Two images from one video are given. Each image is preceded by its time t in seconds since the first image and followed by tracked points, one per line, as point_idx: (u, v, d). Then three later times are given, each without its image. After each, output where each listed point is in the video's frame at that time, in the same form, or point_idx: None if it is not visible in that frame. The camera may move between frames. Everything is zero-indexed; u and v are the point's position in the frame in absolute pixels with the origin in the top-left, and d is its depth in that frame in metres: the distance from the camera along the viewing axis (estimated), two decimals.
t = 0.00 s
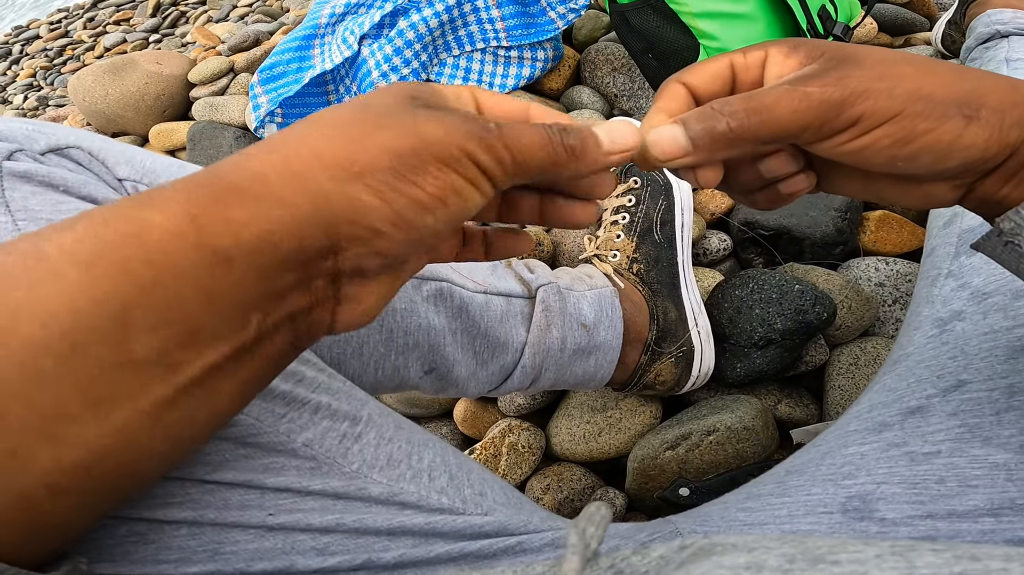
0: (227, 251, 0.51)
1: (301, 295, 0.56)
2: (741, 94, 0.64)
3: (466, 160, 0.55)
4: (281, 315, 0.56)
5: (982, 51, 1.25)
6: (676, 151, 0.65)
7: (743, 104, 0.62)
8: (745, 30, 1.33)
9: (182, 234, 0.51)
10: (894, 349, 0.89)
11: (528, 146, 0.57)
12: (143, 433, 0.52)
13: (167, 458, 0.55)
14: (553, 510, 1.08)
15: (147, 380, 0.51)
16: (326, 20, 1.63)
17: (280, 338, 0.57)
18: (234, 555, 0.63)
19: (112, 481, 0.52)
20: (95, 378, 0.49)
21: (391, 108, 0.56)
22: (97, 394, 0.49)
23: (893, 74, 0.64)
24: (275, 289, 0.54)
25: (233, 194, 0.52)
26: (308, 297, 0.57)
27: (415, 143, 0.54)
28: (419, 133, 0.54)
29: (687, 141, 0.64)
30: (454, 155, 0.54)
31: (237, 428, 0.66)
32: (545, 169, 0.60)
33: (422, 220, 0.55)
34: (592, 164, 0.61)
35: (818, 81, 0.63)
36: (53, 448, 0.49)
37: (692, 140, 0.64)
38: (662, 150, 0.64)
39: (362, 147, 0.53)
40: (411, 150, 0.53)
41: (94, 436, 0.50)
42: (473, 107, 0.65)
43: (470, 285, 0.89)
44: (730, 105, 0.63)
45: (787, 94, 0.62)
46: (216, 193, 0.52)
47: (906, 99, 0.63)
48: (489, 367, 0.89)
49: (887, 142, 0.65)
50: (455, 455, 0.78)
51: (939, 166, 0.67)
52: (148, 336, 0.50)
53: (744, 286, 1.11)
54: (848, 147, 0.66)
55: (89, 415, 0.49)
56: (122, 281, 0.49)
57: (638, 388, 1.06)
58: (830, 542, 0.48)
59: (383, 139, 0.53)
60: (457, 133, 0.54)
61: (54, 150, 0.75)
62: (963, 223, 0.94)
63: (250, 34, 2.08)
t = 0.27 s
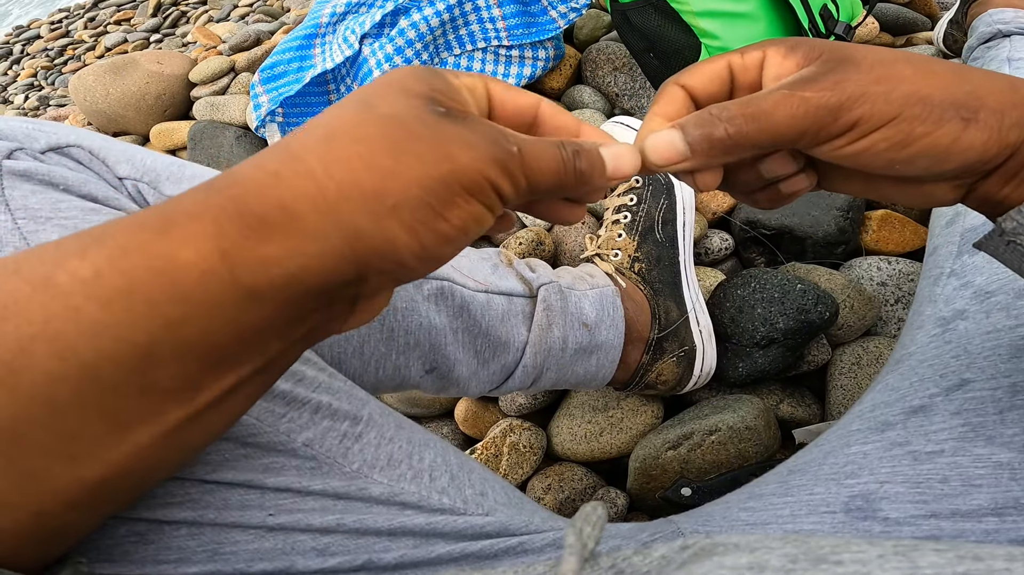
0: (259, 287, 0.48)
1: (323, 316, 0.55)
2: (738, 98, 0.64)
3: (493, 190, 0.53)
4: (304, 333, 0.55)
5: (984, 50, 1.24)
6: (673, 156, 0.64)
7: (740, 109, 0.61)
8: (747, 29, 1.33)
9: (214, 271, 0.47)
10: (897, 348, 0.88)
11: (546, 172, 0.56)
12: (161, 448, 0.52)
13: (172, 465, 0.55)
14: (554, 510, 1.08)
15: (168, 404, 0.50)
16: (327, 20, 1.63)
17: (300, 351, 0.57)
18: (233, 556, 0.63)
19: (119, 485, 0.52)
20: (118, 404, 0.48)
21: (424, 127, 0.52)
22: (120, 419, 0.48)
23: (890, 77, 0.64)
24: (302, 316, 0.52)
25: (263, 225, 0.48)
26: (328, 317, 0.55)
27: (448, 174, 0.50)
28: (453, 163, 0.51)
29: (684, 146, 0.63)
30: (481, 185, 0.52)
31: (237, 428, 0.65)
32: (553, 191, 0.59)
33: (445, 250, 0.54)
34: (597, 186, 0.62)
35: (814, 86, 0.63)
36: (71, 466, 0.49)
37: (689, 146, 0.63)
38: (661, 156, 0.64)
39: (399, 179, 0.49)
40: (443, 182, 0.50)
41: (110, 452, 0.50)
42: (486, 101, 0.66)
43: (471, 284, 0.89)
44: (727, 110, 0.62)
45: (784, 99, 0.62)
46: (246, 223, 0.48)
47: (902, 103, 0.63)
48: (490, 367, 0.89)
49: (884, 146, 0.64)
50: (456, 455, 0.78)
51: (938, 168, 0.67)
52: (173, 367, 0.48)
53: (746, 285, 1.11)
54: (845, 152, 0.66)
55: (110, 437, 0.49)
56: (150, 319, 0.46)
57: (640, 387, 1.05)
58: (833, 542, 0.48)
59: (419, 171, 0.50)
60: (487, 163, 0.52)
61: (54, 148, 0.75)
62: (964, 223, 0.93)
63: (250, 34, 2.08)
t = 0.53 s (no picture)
0: (265, 295, 0.48)
1: (325, 319, 0.55)
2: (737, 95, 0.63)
3: (499, 196, 0.54)
4: (306, 335, 0.54)
5: (986, 49, 1.24)
6: (671, 155, 0.64)
7: (739, 106, 0.61)
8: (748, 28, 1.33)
9: (220, 279, 0.47)
10: (898, 347, 0.88)
11: (557, 171, 0.55)
12: (163, 446, 0.52)
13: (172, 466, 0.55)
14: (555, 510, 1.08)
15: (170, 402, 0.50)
16: (327, 20, 1.63)
17: (301, 351, 0.56)
18: (233, 554, 0.63)
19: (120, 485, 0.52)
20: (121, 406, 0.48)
21: (434, 132, 0.51)
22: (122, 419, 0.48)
23: (890, 76, 0.63)
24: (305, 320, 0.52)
25: (270, 235, 0.48)
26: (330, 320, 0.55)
27: (457, 183, 0.51)
28: (462, 171, 0.51)
29: (683, 145, 0.63)
30: (491, 192, 0.53)
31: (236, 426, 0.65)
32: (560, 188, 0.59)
33: (451, 256, 0.55)
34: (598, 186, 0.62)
35: (813, 84, 0.62)
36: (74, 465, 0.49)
37: (688, 145, 0.63)
38: (659, 154, 0.64)
39: (408, 189, 0.50)
40: (453, 192, 0.51)
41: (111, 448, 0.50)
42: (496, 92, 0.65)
43: (472, 283, 0.89)
44: (727, 108, 0.61)
45: (783, 96, 0.61)
46: (253, 232, 0.48)
47: (903, 101, 0.63)
48: (491, 366, 0.89)
49: (885, 143, 0.64)
50: (457, 454, 0.77)
51: (938, 167, 0.66)
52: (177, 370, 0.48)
53: (747, 283, 1.11)
54: (845, 150, 0.65)
55: (113, 436, 0.49)
56: (154, 326, 0.46)
57: (641, 387, 1.05)
58: (836, 541, 0.47)
59: (428, 180, 0.50)
60: (499, 171, 0.52)
61: (55, 146, 0.75)
62: (967, 222, 0.93)
63: (251, 33, 2.08)
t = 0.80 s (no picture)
0: (277, 302, 0.48)
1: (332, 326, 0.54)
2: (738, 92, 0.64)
3: (503, 197, 0.54)
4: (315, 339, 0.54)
5: (987, 49, 1.24)
6: (672, 151, 0.64)
7: (740, 102, 0.61)
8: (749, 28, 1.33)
9: (233, 287, 0.46)
10: (899, 346, 0.88)
11: (563, 168, 0.56)
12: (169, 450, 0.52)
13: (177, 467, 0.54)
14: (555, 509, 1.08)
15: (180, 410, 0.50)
16: (327, 19, 1.63)
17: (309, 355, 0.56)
18: (233, 553, 0.63)
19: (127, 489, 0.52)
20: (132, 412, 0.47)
21: (439, 134, 0.52)
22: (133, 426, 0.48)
23: (890, 72, 0.63)
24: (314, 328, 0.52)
25: (280, 244, 0.48)
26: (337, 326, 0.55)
27: (462, 186, 0.51)
28: (467, 173, 0.51)
29: (684, 142, 0.64)
30: (495, 192, 0.53)
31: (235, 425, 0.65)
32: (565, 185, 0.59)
33: (458, 258, 0.55)
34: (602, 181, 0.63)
35: (814, 80, 0.62)
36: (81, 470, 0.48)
37: (689, 141, 0.63)
38: (660, 150, 0.64)
39: (415, 193, 0.50)
40: (457, 193, 0.52)
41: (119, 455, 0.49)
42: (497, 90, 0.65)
43: (472, 282, 0.89)
44: (727, 104, 0.62)
45: (783, 93, 0.61)
46: (265, 241, 0.47)
47: (902, 98, 0.63)
48: (491, 365, 0.89)
49: (884, 140, 0.64)
50: (457, 453, 0.77)
51: (937, 164, 0.66)
52: (189, 377, 0.48)
53: (747, 283, 1.10)
54: (845, 146, 0.66)
55: (122, 443, 0.48)
56: (168, 335, 0.45)
57: (641, 386, 1.05)
58: (838, 540, 0.47)
59: (434, 183, 0.51)
60: (502, 172, 0.53)
61: (55, 145, 0.75)
62: (967, 220, 0.93)
63: (251, 33, 2.08)
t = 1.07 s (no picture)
0: (222, 291, 0.49)
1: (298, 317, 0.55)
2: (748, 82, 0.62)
3: (453, 194, 0.49)
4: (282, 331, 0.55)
5: (987, 48, 1.24)
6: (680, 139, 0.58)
7: (752, 91, 0.59)
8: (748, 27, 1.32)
9: (175, 275, 0.48)
10: (898, 345, 0.88)
11: (542, 156, 0.48)
12: (148, 446, 0.52)
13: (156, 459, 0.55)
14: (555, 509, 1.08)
15: (152, 407, 0.50)
16: (327, 19, 1.63)
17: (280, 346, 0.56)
18: (232, 552, 0.63)
19: (105, 482, 0.53)
20: (98, 410, 0.48)
21: (379, 128, 0.48)
22: (100, 423, 0.49)
23: (902, 66, 0.63)
24: (274, 317, 0.53)
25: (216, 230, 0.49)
26: (305, 316, 0.56)
27: (389, 180, 0.48)
28: (399, 169, 0.47)
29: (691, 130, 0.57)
30: (437, 185, 0.48)
31: (234, 424, 0.65)
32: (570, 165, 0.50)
33: (404, 250, 0.53)
34: (629, 160, 0.51)
35: (826, 70, 0.62)
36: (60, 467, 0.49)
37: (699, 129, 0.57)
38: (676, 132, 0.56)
39: (341, 188, 0.48)
40: (387, 188, 0.48)
41: (94, 454, 0.50)
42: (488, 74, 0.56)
43: (471, 281, 0.89)
44: (740, 92, 0.59)
45: (795, 83, 0.61)
46: (205, 230, 0.49)
47: (914, 89, 0.63)
48: (491, 364, 0.89)
49: (895, 131, 0.64)
50: (456, 453, 0.77)
51: (945, 156, 0.66)
52: (149, 370, 0.48)
53: (747, 282, 1.10)
54: (854, 136, 0.65)
55: (95, 440, 0.49)
56: (117, 322, 0.47)
57: (640, 385, 1.05)
58: (837, 540, 0.47)
59: (359, 178, 0.48)
60: (440, 163, 0.47)
61: (55, 145, 0.75)
62: (968, 219, 0.93)
63: (251, 33, 2.08)
